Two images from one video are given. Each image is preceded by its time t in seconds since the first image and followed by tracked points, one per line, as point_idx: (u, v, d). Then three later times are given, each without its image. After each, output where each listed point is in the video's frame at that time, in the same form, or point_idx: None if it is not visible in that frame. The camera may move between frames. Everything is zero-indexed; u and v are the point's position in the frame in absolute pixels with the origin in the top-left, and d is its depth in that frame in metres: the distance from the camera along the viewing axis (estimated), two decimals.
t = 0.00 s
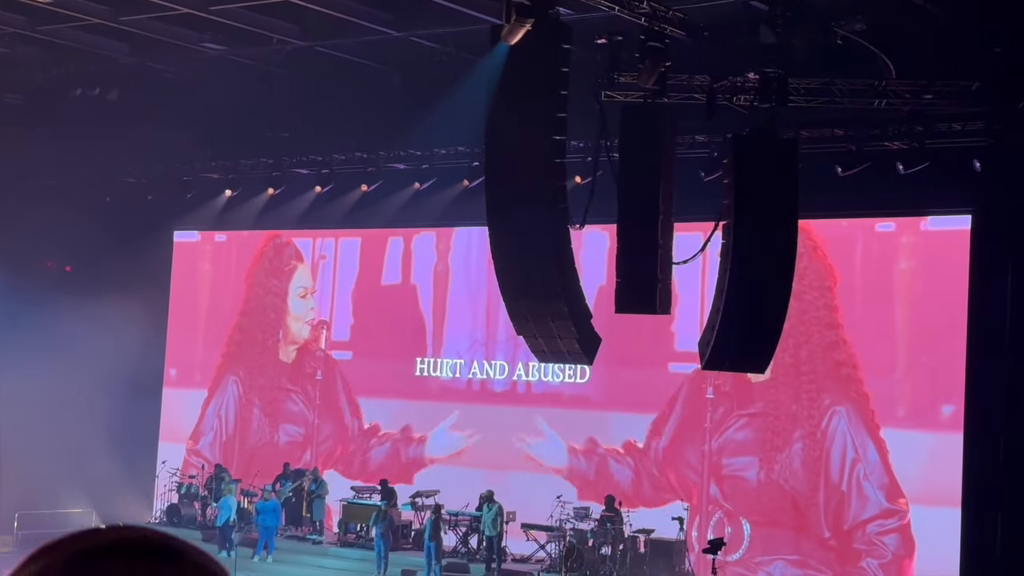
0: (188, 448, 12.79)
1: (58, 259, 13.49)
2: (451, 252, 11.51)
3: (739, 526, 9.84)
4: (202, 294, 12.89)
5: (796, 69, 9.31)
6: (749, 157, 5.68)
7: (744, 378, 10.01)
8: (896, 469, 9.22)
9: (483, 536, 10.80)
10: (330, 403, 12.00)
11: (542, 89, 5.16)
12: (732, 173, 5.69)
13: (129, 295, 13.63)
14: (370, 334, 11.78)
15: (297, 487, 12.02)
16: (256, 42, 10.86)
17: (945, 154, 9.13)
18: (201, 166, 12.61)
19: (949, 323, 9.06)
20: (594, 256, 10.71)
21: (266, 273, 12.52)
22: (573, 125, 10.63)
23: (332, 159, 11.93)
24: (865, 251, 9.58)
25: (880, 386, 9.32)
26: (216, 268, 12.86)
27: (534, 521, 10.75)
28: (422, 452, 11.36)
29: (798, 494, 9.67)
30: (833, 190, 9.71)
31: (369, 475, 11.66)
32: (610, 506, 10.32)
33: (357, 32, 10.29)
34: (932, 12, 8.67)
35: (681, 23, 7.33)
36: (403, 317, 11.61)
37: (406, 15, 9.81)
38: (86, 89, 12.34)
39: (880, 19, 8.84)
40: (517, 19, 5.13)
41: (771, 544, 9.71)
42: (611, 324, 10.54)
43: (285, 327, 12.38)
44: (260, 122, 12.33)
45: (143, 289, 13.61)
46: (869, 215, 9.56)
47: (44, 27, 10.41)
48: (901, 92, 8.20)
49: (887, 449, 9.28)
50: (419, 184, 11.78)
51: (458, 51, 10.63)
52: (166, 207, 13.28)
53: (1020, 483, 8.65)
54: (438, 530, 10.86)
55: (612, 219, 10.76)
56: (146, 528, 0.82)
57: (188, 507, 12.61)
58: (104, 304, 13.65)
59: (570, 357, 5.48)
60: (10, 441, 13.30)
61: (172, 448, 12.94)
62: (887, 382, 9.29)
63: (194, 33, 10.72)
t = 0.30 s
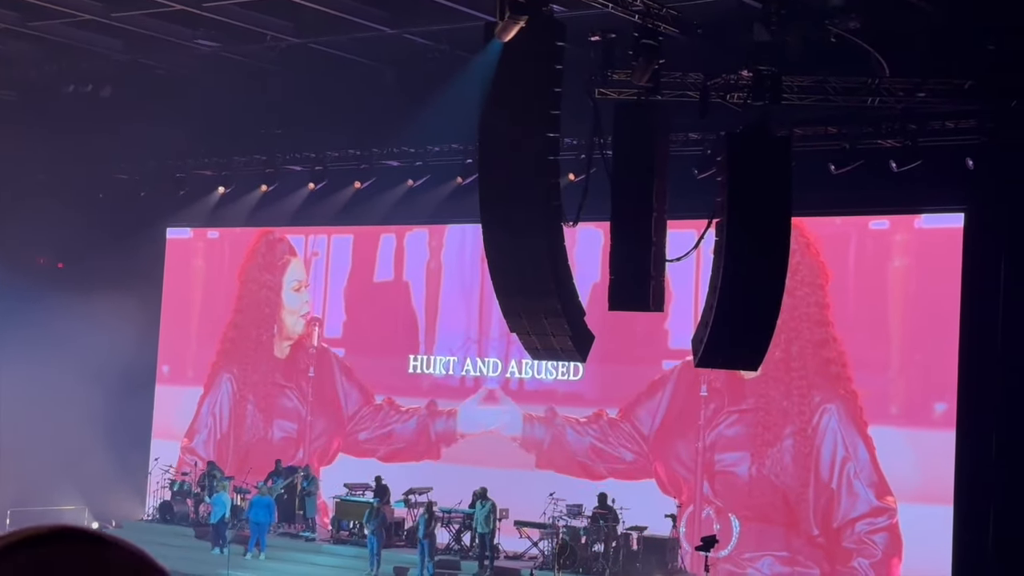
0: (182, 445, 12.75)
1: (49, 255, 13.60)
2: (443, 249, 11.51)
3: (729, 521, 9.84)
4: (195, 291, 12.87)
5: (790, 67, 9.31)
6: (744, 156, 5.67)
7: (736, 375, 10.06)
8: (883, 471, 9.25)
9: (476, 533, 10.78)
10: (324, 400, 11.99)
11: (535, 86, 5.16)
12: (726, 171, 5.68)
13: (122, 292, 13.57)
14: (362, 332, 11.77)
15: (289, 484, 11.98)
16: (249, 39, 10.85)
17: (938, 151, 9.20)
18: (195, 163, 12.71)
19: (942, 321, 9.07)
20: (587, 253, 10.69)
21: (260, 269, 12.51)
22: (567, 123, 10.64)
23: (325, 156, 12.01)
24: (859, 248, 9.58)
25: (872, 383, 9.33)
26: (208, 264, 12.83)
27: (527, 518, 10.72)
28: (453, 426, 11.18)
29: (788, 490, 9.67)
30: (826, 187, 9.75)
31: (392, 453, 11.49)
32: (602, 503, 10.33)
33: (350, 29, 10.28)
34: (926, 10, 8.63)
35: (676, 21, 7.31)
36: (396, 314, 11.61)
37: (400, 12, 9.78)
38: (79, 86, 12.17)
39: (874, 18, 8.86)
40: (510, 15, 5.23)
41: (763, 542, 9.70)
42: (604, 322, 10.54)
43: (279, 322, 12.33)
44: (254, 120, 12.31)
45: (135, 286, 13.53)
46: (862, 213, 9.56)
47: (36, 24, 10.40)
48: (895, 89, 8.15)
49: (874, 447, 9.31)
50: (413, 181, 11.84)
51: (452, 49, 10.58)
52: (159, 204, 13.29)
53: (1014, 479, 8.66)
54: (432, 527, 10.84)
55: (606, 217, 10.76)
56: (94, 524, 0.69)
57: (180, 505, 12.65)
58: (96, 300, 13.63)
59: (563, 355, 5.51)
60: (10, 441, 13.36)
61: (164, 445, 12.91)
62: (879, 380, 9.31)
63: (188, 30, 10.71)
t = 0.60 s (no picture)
0: (178, 443, 12.75)
1: (44, 253, 13.41)
2: (439, 246, 11.51)
3: (718, 517, 9.87)
4: (189, 288, 12.89)
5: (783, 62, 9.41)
6: (739, 153, 5.67)
7: (727, 370, 10.04)
8: (873, 468, 9.26)
9: (470, 529, 10.83)
10: (320, 397, 11.95)
11: (530, 84, 5.17)
12: (721, 167, 5.66)
13: (117, 289, 13.57)
14: (356, 330, 11.76)
15: (280, 480, 12.03)
16: (244, 35, 10.84)
17: (931, 147, 9.23)
18: (189, 159, 12.70)
19: (936, 319, 9.06)
20: (582, 251, 10.70)
21: (252, 264, 12.54)
22: (562, 119, 10.66)
23: (319, 153, 12.00)
24: (854, 244, 9.55)
25: (866, 378, 9.33)
26: (203, 261, 12.84)
27: (521, 515, 10.70)
28: (411, 438, 11.32)
29: (775, 483, 9.69)
30: (821, 183, 9.76)
31: (361, 465, 11.62)
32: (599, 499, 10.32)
33: (344, 25, 10.26)
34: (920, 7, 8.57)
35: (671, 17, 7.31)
36: (391, 311, 11.60)
37: (394, 9, 9.76)
38: (74, 82, 12.19)
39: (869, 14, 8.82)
40: (505, 12, 5.08)
41: (747, 536, 9.74)
42: (598, 318, 10.54)
43: (277, 314, 12.33)
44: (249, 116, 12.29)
45: (131, 282, 13.57)
46: (857, 208, 9.56)
47: (31, 19, 10.38)
48: (889, 87, 8.39)
49: (866, 446, 9.31)
50: (407, 177, 11.82)
51: (447, 45, 10.61)
52: (154, 201, 13.31)
53: (1006, 475, 8.69)
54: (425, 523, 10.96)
55: (601, 213, 10.78)
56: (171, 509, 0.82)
57: (174, 501, 12.59)
58: (90, 297, 13.59)
59: (558, 351, 5.49)
60: (10, 442, 13.33)
61: (159, 442, 12.93)
62: (872, 375, 9.31)
63: (182, 26, 10.69)
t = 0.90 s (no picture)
0: (172, 443, 12.68)
1: (35, 250, 13.39)
2: (431, 243, 11.48)
3: (710, 513, 9.88)
4: (181, 285, 12.80)
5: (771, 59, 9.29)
6: (729, 149, 5.65)
7: (718, 367, 10.04)
8: (868, 468, 9.25)
9: (461, 526, 10.84)
10: (313, 394, 11.90)
11: (522, 80, 5.15)
12: (712, 164, 5.66)
13: (107, 287, 13.51)
14: (348, 328, 11.72)
15: (269, 477, 12.01)
16: (234, 32, 10.83)
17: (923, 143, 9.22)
18: (179, 156, 12.66)
19: (926, 317, 9.04)
20: (572, 247, 10.69)
21: (244, 261, 12.44)
22: (553, 115, 10.66)
23: (310, 149, 11.84)
24: (846, 239, 9.53)
25: (855, 375, 9.33)
26: (195, 258, 12.77)
27: (512, 511, 10.71)
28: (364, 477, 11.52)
29: (765, 478, 9.72)
30: (812, 179, 9.77)
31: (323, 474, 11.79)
32: (589, 496, 10.33)
33: (335, 22, 10.25)
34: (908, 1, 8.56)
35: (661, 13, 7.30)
36: (383, 308, 11.56)
37: (384, 6, 9.73)
38: (64, 79, 12.18)
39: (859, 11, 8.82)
40: (496, 8, 5.10)
41: (737, 531, 9.78)
42: (589, 314, 10.52)
43: (267, 311, 12.28)
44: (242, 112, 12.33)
45: (119, 278, 13.51)
46: (847, 205, 9.53)
47: (21, 16, 10.36)
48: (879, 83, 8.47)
49: (859, 443, 9.31)
50: (398, 175, 11.83)
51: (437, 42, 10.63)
52: (143, 198, 13.23)
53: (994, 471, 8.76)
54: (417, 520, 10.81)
55: (591, 210, 10.79)
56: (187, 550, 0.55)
57: (165, 499, 12.57)
58: (81, 296, 13.54)
59: (548, 348, 5.48)
60: (10, 441, 13.38)
61: (150, 440, 12.87)
62: (862, 372, 9.31)
63: (172, 23, 10.66)
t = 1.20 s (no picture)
0: (168, 442, 12.68)
1: (24, 249, 13.43)
2: (426, 240, 11.49)
3: (699, 510, 9.88)
4: (176, 284, 12.81)
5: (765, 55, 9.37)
6: (720, 143, 5.65)
7: (705, 362, 10.12)
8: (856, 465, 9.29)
9: (454, 523, 10.78)
10: (307, 393, 11.94)
11: (513, 76, 5.16)
12: (703, 158, 5.65)
13: (98, 285, 13.50)
14: (340, 326, 11.74)
15: (261, 476, 11.96)
16: (224, 30, 10.83)
17: (913, 138, 9.25)
18: (169, 154, 12.63)
19: (910, 311, 9.16)
20: (562, 242, 10.71)
21: (240, 258, 12.50)
22: (543, 112, 10.67)
23: (300, 147, 11.76)
24: (836, 234, 9.57)
25: (840, 369, 9.42)
26: (189, 256, 12.77)
27: (506, 509, 10.74)
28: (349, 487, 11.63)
29: (751, 472, 9.76)
30: (801, 174, 9.79)
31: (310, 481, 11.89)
32: (584, 494, 10.24)
33: (325, 20, 10.24)
34: None
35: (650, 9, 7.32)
36: (378, 305, 11.56)
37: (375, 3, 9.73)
38: (53, 78, 12.29)
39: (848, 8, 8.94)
40: (488, 5, 5.08)
41: (725, 527, 9.78)
42: (580, 310, 10.51)
43: (262, 310, 12.34)
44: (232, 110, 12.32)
45: (110, 277, 13.48)
46: (831, 200, 9.60)
47: (9, 16, 10.34)
48: (870, 79, 8.26)
49: (844, 435, 9.38)
50: (389, 172, 11.84)
51: (428, 39, 10.65)
52: (134, 197, 13.22)
53: (986, 465, 8.68)
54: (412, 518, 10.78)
55: (581, 207, 10.79)
56: None
57: (157, 498, 12.54)
58: (72, 295, 13.52)
59: (541, 344, 5.50)
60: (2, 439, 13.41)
61: (143, 439, 12.86)
62: (848, 367, 9.39)
63: (162, 21, 10.66)
